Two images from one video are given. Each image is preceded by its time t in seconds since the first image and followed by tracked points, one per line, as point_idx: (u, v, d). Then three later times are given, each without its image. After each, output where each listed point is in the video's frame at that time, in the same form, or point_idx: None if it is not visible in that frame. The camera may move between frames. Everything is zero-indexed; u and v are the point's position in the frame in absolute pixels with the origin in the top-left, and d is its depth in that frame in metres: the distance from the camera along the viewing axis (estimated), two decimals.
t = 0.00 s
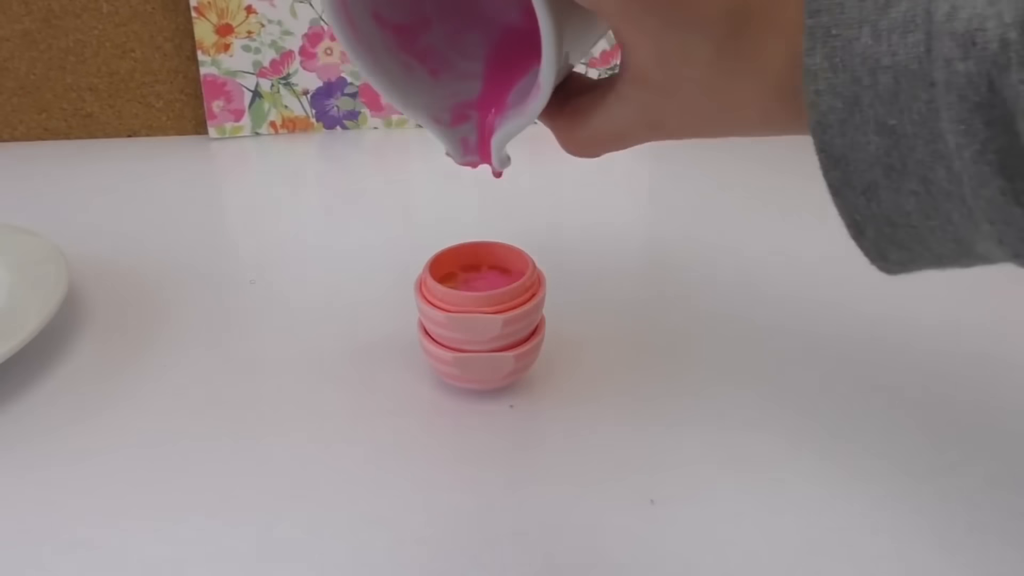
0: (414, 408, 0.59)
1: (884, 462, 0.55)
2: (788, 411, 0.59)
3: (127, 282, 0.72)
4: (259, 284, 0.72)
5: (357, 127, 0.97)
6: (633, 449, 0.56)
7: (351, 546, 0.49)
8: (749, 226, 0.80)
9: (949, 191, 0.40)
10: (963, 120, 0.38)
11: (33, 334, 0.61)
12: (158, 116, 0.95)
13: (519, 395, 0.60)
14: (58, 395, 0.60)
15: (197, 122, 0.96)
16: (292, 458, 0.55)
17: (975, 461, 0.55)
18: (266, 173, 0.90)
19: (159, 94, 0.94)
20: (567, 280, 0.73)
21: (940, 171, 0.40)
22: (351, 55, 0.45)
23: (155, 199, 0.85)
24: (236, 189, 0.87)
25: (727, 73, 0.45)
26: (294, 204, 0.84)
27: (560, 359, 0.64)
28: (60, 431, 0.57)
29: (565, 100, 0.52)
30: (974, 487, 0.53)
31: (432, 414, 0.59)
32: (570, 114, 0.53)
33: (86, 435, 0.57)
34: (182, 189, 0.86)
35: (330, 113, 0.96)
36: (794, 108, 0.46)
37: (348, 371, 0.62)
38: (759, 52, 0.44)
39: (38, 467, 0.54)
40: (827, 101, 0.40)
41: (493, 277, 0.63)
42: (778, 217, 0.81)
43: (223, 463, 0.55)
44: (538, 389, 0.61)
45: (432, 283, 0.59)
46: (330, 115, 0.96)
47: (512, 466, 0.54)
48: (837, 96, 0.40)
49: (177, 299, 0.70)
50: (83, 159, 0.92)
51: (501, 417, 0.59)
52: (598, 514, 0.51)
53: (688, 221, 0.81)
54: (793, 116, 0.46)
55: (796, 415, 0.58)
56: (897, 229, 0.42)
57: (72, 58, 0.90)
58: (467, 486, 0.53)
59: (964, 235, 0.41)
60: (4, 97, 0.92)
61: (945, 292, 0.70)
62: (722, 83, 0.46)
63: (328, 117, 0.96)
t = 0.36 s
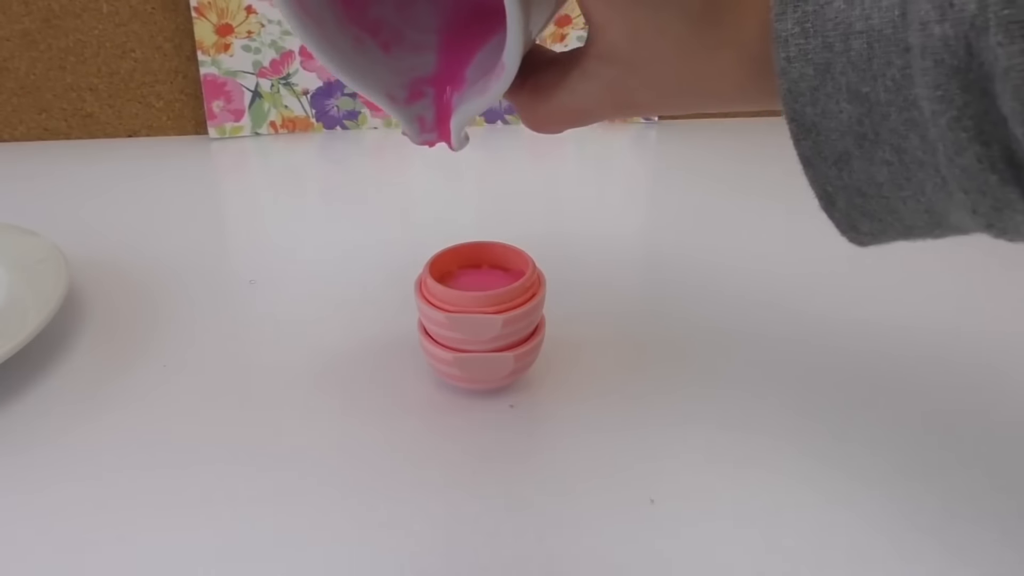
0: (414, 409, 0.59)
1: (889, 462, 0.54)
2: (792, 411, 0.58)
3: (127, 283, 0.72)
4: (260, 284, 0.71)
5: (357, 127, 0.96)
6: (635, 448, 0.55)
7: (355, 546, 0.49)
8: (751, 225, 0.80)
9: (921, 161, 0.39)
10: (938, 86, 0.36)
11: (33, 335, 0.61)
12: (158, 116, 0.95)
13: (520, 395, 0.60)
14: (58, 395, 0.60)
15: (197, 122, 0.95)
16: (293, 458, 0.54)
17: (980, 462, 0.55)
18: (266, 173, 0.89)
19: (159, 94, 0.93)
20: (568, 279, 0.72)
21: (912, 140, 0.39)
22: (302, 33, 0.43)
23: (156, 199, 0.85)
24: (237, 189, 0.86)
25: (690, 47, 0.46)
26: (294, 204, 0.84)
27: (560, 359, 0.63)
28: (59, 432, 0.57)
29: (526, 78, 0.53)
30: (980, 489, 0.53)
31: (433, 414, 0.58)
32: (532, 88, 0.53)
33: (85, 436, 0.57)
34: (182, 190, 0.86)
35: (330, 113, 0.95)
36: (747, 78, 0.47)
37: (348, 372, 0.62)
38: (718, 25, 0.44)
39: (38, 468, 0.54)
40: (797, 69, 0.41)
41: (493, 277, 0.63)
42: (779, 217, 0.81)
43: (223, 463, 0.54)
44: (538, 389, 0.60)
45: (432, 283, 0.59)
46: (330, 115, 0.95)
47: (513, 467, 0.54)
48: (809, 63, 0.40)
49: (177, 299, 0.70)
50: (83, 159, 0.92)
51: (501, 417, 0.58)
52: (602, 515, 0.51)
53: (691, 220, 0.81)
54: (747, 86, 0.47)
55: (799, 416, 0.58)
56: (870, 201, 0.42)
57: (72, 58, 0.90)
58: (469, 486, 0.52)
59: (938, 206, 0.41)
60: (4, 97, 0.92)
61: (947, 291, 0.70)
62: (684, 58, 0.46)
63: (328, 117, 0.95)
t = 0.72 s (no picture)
0: (414, 409, 0.59)
1: (893, 462, 0.54)
2: (794, 411, 0.58)
3: (126, 283, 0.72)
4: (260, 283, 0.71)
5: (357, 127, 0.96)
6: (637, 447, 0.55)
7: (359, 544, 0.49)
8: (751, 225, 0.80)
9: (936, 164, 0.39)
10: (951, 89, 0.37)
11: (32, 335, 0.61)
12: (158, 116, 0.95)
13: (520, 396, 0.60)
14: (58, 396, 0.60)
15: (197, 122, 0.95)
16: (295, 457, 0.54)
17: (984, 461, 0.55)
18: (266, 173, 0.89)
19: (159, 94, 0.93)
20: (569, 279, 0.72)
21: (927, 144, 0.39)
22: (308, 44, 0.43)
23: (157, 198, 0.85)
24: (237, 189, 0.86)
25: (701, 53, 0.46)
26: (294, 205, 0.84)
27: (560, 359, 0.63)
28: (59, 432, 0.57)
29: (532, 87, 0.53)
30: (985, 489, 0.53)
31: (433, 414, 0.58)
32: (538, 98, 0.53)
33: (86, 437, 0.56)
34: (183, 189, 0.86)
35: (330, 113, 0.95)
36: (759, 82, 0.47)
37: (349, 371, 0.62)
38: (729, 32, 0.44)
39: (37, 468, 0.54)
40: (810, 72, 0.40)
41: (492, 276, 0.63)
42: (779, 216, 0.81)
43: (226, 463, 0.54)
44: (538, 389, 0.60)
45: (432, 283, 0.59)
46: (330, 115, 0.95)
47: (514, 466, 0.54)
48: (821, 66, 0.40)
49: (178, 299, 0.69)
50: (82, 159, 0.91)
51: (500, 417, 0.58)
52: (606, 515, 0.50)
53: (691, 220, 0.81)
54: (758, 89, 0.47)
55: (801, 416, 0.58)
56: (885, 204, 0.42)
57: (72, 58, 0.90)
58: (472, 486, 0.52)
59: (954, 209, 0.41)
60: (4, 97, 0.91)
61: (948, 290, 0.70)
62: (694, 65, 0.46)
63: (328, 117, 0.96)
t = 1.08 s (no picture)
0: (414, 405, 0.60)
1: (879, 458, 0.56)
2: (784, 408, 0.59)
3: (127, 283, 0.73)
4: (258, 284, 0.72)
5: (356, 127, 0.98)
6: (629, 444, 0.57)
7: (357, 541, 0.50)
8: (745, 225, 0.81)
9: (907, 207, 0.41)
10: (912, 141, 0.39)
11: (34, 334, 0.62)
12: (158, 116, 0.96)
13: (519, 396, 0.61)
14: (59, 394, 0.61)
15: (197, 122, 0.97)
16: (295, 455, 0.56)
17: (972, 459, 0.56)
18: (266, 173, 0.90)
19: (159, 94, 0.94)
20: (564, 277, 0.74)
21: (896, 187, 0.41)
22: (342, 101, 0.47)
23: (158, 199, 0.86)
24: (238, 189, 0.88)
25: (705, 112, 0.48)
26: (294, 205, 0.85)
27: (557, 358, 0.65)
28: (60, 429, 0.58)
29: (554, 139, 0.55)
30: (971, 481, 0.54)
31: (432, 411, 0.60)
32: (556, 150, 0.55)
33: (87, 434, 0.58)
34: (183, 190, 0.87)
35: (330, 113, 0.97)
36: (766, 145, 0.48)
37: (348, 370, 0.63)
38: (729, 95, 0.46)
39: (40, 465, 0.55)
40: (792, 123, 0.42)
41: (493, 276, 0.64)
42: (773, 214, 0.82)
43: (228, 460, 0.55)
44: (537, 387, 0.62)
45: (433, 284, 0.60)
46: (330, 115, 0.97)
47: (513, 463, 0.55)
48: (801, 118, 0.42)
49: (180, 298, 0.71)
50: (83, 159, 0.93)
51: (499, 417, 0.59)
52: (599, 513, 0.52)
53: (685, 220, 0.82)
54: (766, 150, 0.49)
55: (790, 412, 0.59)
56: (864, 240, 0.44)
57: (72, 58, 0.91)
58: (468, 485, 0.54)
59: (924, 245, 0.42)
60: (5, 98, 0.93)
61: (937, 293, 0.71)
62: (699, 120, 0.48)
63: (328, 117, 0.97)
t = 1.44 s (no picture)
0: (395, 411, 0.48)
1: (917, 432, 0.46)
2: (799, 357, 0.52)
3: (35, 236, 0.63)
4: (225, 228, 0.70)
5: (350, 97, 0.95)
6: (678, 458, 0.45)
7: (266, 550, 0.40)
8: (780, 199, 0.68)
9: None
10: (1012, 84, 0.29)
11: None
12: (154, 113, 0.77)
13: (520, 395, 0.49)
14: None
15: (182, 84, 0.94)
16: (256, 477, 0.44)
17: None
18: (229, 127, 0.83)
19: (158, 93, 0.76)
20: (557, 247, 0.62)
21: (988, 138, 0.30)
22: None
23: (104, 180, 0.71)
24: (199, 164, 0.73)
25: None
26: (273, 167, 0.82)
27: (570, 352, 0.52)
28: None
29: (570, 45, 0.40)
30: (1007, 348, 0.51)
31: (415, 420, 0.47)
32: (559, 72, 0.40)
33: None
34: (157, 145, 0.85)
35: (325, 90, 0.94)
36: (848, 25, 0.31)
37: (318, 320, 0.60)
38: None
39: None
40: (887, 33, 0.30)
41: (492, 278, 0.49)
42: (815, 175, 0.71)
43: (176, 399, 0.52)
44: (541, 381, 0.49)
45: (436, 282, 0.46)
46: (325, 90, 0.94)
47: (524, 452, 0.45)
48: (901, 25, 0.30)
49: (102, 256, 0.61)
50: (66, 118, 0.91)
51: (497, 422, 0.47)
52: (572, 503, 0.42)
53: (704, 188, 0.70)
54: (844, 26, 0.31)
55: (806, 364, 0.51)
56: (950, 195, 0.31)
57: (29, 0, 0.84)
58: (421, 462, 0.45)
59: None
60: None
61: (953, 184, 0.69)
62: None
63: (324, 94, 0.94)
